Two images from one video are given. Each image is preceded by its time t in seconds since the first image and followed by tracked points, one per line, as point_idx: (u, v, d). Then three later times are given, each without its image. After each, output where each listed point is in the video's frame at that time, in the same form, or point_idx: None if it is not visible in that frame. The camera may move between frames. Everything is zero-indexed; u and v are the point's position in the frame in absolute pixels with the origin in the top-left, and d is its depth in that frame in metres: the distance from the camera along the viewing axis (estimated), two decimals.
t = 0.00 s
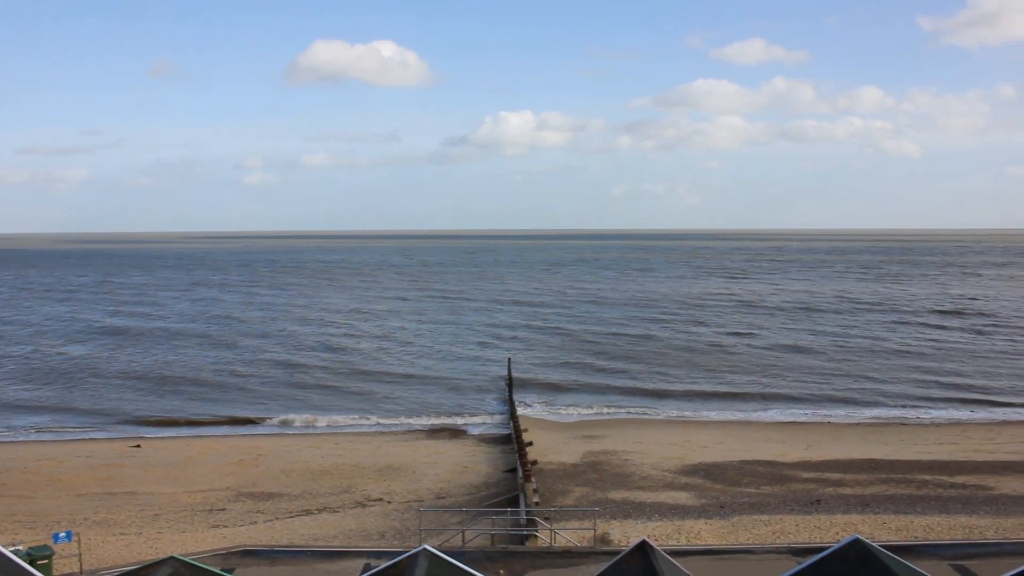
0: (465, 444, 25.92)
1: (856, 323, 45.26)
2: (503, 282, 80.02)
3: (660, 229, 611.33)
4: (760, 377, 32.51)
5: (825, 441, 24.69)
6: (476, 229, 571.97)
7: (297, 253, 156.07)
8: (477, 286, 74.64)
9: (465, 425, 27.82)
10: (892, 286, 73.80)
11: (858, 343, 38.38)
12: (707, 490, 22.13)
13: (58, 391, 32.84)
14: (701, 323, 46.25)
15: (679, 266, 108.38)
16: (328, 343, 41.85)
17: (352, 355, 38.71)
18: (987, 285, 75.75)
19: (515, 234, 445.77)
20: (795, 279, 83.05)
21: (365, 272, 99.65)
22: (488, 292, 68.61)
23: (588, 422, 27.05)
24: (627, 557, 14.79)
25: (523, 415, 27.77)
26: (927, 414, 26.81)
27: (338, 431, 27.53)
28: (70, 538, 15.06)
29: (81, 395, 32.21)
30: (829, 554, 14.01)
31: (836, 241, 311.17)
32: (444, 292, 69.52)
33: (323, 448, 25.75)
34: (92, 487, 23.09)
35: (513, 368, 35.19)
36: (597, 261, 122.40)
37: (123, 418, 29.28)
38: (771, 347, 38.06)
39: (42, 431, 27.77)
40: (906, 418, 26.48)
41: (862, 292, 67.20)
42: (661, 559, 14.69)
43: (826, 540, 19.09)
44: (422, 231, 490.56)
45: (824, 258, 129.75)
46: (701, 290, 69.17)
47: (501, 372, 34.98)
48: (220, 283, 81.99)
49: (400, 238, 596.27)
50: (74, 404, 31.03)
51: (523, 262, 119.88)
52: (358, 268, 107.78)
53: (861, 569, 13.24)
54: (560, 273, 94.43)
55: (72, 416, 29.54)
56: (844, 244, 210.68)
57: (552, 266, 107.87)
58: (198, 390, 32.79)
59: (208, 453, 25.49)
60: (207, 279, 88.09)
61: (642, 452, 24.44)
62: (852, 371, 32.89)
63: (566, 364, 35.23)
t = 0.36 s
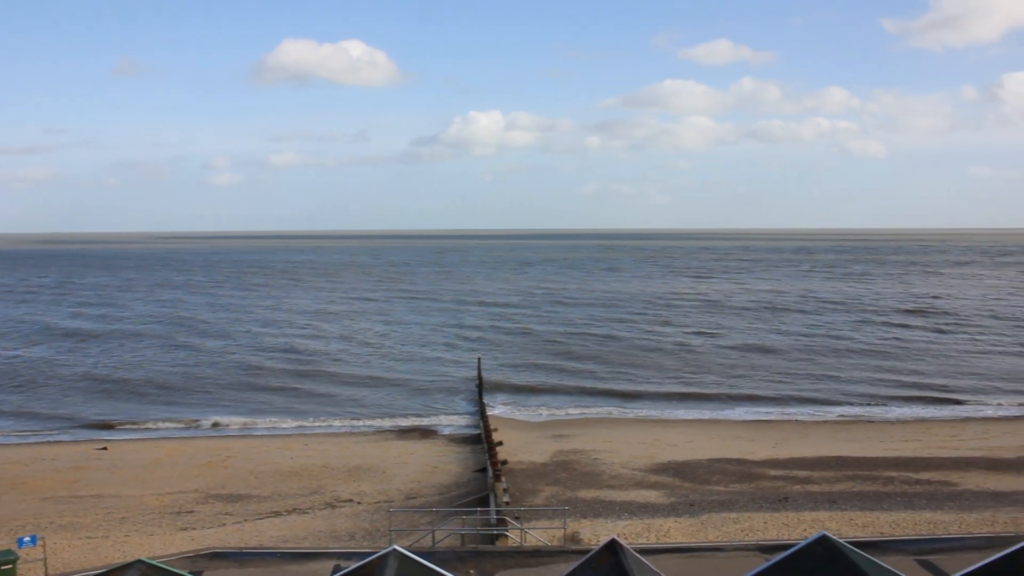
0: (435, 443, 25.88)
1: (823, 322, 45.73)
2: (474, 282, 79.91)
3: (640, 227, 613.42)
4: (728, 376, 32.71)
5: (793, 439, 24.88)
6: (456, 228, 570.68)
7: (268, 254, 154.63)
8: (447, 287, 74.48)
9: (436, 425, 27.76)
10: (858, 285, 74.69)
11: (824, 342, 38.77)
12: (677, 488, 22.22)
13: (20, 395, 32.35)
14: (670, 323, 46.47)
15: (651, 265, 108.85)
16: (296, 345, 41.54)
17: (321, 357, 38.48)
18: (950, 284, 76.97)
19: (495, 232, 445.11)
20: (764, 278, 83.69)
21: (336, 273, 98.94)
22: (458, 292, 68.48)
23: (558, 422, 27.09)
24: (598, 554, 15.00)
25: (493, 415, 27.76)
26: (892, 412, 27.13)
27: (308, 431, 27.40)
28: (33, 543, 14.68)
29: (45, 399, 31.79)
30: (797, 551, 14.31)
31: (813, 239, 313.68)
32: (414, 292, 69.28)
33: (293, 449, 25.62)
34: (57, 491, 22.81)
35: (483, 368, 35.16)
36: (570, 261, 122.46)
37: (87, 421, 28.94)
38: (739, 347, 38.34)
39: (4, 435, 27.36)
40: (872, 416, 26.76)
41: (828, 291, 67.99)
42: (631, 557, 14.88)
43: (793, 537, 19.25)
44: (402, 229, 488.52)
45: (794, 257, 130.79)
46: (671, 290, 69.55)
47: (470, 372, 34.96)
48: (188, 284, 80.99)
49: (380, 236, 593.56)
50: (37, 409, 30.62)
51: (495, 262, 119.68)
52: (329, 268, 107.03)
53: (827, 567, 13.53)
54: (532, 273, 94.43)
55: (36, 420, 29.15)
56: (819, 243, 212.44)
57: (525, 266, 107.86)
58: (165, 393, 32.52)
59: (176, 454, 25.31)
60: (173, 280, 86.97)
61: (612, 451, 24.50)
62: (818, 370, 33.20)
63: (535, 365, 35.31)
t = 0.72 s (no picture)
0: (400, 443, 25.80)
1: (785, 321, 46.22)
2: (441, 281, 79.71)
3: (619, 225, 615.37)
4: (691, 376, 32.93)
5: (755, 437, 25.08)
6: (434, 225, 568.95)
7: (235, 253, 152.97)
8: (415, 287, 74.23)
9: (401, 425, 27.67)
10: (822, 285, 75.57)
11: (786, 342, 39.17)
12: (641, 487, 22.32)
13: None
14: (635, 322, 46.68)
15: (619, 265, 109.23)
16: (259, 346, 41.21)
17: (285, 358, 38.20)
18: (911, 284, 78.16)
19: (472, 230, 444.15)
20: (730, 278, 84.33)
21: (302, 272, 98.10)
22: (425, 292, 68.30)
23: (523, 421, 27.11)
24: (563, 554, 15.12)
25: (457, 414, 27.75)
26: (852, 409, 27.45)
27: (272, 432, 27.21)
28: None
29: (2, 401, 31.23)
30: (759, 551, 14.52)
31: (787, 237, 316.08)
32: (381, 292, 68.94)
33: (257, 449, 25.42)
34: (16, 493, 22.43)
35: (448, 368, 35.11)
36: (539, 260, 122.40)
37: (45, 423, 28.48)
38: (702, 346, 38.61)
39: None
40: (834, 414, 27.05)
41: (791, 290, 68.78)
42: (595, 556, 15.00)
43: (756, 534, 19.39)
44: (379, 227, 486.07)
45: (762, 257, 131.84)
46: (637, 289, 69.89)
47: (436, 372, 34.89)
48: (151, 284, 79.91)
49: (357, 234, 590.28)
50: None
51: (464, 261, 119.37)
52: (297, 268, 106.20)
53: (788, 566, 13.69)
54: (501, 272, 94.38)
55: None
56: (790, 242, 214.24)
57: (493, 266, 107.81)
58: (125, 394, 32.10)
59: (138, 456, 25.01)
60: (135, 279, 85.67)
61: (576, 450, 24.56)
62: (781, 369, 33.52)
63: (500, 365, 35.34)
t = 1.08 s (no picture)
0: (371, 443, 25.73)
1: (755, 320, 46.59)
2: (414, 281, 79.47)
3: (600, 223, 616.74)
4: (661, 375, 33.09)
5: (724, 435, 25.24)
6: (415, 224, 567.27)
7: (206, 253, 151.59)
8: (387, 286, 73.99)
9: (371, 424, 27.59)
10: (792, 283, 76.31)
11: (754, 340, 39.48)
12: (612, 485, 22.38)
13: None
14: (606, 322, 46.86)
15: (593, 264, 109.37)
16: (227, 347, 40.91)
17: (255, 359, 37.95)
18: (879, 282, 79.14)
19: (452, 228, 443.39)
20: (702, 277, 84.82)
21: (273, 271, 97.38)
22: (397, 291, 68.08)
23: (494, 420, 27.12)
24: (533, 551, 15.12)
25: (428, 414, 27.72)
26: (819, 407, 27.72)
27: (242, 432, 27.04)
28: None
29: None
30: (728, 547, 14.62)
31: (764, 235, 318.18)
32: (353, 291, 68.66)
33: (226, 450, 25.27)
34: None
35: (419, 367, 35.07)
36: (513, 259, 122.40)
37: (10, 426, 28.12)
38: (672, 345, 38.82)
39: None
40: (802, 411, 27.30)
41: (761, 288, 69.41)
42: (565, 554, 15.02)
43: (725, 531, 19.51)
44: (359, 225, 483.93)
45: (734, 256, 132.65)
46: (609, 288, 70.12)
47: (407, 371, 34.83)
48: (119, 285, 78.93)
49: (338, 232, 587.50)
50: None
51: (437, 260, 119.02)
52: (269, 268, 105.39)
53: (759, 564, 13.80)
54: (475, 272, 94.32)
55: None
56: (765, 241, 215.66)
57: (467, 265, 107.71)
58: (92, 396, 31.78)
59: (105, 458, 24.76)
60: (102, 280, 84.77)
61: (547, 449, 24.60)
62: (749, 367, 33.78)
63: (471, 365, 35.34)
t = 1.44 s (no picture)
0: (346, 441, 25.67)
1: (731, 318, 46.83)
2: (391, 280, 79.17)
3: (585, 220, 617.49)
4: (636, 373, 33.19)
5: (699, 431, 25.37)
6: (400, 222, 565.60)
7: (180, 251, 150.09)
8: (365, 285, 73.71)
9: (347, 423, 27.52)
10: (768, 280, 76.88)
11: (729, 338, 39.68)
12: (587, 482, 22.45)
13: None
14: (583, 320, 46.96)
15: (572, 262, 109.37)
16: (202, 348, 40.60)
17: (229, 360, 37.68)
18: (854, 279, 79.84)
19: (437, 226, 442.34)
20: (680, 274, 85.13)
21: (248, 270, 96.70)
22: (374, 290, 67.80)
23: (470, 418, 27.13)
24: (507, 548, 15.16)
25: (403, 412, 27.68)
26: (793, 403, 27.92)
27: (217, 432, 26.90)
28: None
29: None
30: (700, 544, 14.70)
31: (745, 232, 319.99)
32: (330, 291, 68.35)
33: (200, 450, 25.13)
34: None
35: (396, 365, 35.00)
36: (491, 257, 122.21)
37: None
38: (648, 343, 38.94)
39: None
40: (776, 408, 27.50)
41: (736, 286, 69.87)
42: (541, 552, 15.09)
43: (700, 527, 19.61)
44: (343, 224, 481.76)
45: (713, 253, 133.37)
46: (587, 286, 70.25)
47: (383, 370, 34.75)
48: (92, 284, 78.03)
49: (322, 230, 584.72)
50: None
51: (416, 259, 118.63)
52: (246, 267, 104.66)
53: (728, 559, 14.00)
54: (453, 270, 94.24)
55: None
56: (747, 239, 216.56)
57: (446, 263, 107.52)
58: (63, 397, 31.47)
59: (78, 459, 24.54)
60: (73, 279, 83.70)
61: (522, 446, 24.64)
62: (723, 364, 33.99)
63: (447, 363, 35.35)
